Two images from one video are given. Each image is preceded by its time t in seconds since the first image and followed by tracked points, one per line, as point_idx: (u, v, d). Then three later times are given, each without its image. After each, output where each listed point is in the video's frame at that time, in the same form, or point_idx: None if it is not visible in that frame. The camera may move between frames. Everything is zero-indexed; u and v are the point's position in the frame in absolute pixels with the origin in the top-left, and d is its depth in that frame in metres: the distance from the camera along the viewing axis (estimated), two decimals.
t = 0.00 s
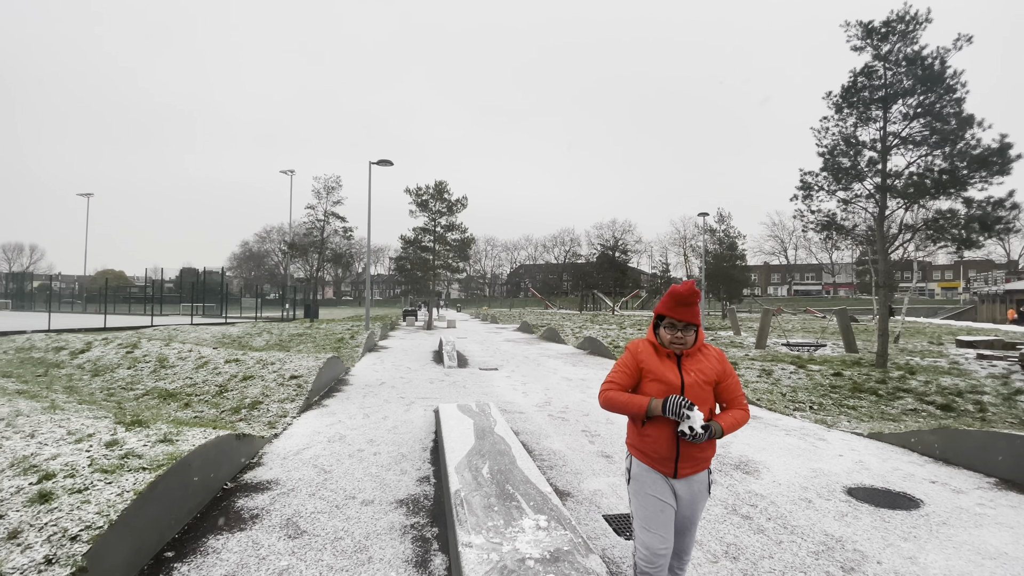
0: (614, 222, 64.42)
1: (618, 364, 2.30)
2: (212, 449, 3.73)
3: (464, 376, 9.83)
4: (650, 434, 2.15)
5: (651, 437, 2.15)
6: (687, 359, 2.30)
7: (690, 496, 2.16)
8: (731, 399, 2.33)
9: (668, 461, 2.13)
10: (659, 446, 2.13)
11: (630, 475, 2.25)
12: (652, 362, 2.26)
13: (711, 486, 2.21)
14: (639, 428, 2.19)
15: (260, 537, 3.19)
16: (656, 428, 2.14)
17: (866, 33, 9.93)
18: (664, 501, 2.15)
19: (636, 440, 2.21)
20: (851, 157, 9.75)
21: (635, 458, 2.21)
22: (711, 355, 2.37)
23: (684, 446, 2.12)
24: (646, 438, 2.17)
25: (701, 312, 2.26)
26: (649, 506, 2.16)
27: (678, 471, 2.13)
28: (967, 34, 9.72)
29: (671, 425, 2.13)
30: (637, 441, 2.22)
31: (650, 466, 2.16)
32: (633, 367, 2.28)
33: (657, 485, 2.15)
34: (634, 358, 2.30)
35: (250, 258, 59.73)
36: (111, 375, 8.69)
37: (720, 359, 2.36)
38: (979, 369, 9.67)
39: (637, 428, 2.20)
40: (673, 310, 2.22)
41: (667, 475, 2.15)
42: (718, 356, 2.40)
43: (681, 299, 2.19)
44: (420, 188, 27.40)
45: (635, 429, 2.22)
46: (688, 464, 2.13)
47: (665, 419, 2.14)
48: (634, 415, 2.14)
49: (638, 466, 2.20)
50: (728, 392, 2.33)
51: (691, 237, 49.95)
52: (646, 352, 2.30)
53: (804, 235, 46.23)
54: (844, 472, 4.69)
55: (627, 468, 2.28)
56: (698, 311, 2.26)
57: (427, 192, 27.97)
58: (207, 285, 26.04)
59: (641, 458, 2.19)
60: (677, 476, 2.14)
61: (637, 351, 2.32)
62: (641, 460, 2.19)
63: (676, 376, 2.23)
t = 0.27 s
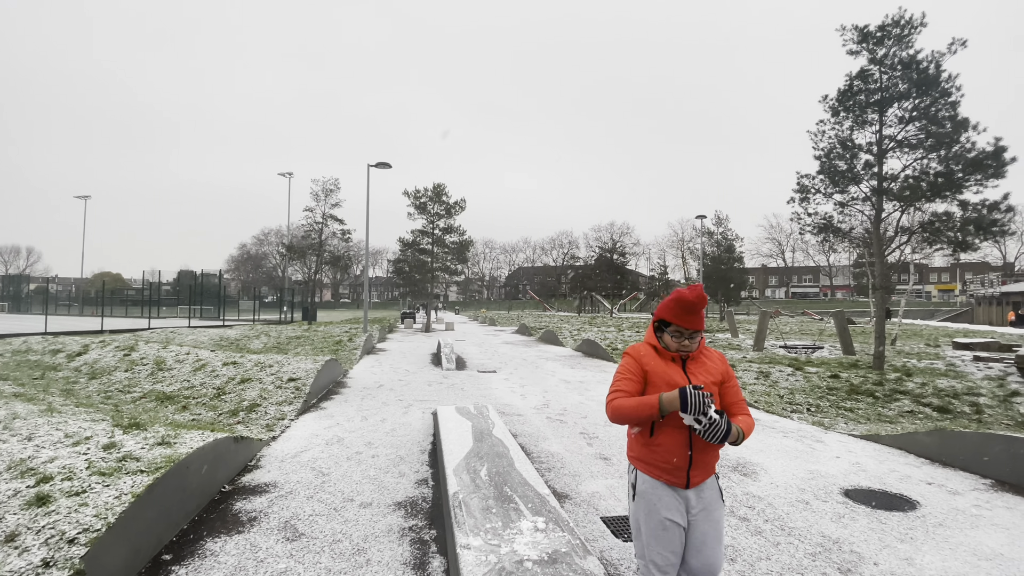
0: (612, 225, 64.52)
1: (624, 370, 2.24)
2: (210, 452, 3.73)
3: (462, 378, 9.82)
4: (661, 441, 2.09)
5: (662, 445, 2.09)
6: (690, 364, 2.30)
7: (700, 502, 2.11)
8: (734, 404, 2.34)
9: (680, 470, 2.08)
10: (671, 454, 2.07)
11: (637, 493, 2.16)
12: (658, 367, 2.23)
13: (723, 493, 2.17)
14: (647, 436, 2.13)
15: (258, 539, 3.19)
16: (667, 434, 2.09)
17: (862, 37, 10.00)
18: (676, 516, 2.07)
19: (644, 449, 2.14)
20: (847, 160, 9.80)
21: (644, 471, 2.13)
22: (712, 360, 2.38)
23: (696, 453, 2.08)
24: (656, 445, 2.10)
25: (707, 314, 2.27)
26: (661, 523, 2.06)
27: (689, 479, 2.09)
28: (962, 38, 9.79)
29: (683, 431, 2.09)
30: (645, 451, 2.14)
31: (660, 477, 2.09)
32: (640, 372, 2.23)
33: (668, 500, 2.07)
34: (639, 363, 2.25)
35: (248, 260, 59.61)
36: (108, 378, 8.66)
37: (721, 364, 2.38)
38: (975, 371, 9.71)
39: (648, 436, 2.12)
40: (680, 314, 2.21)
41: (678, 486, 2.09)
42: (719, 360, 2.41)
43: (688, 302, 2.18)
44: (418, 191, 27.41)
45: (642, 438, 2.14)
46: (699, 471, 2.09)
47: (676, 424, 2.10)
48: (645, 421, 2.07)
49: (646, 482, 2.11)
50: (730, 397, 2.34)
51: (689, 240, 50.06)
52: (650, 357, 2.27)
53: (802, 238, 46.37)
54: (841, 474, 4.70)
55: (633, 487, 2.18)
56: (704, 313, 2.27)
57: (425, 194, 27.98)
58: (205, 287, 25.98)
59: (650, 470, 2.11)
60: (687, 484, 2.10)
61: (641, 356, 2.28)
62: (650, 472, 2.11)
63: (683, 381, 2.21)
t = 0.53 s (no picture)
0: (608, 226, 64.72)
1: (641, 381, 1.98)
2: (204, 454, 3.71)
3: (458, 379, 9.83)
4: (684, 456, 1.88)
5: (685, 461, 1.88)
6: (710, 371, 2.08)
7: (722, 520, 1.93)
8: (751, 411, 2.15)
9: (701, 486, 1.88)
10: (695, 470, 1.87)
11: (650, 508, 2.00)
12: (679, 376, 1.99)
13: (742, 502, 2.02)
14: (668, 451, 1.91)
15: (253, 541, 3.19)
16: (690, 449, 1.88)
17: (855, 40, 10.08)
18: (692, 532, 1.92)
19: (662, 464, 1.93)
20: (840, 162, 9.87)
21: (659, 486, 1.95)
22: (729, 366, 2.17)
23: (720, 468, 1.88)
24: (677, 462, 1.89)
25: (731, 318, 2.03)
26: (672, 539, 1.93)
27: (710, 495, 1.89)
28: (953, 42, 9.89)
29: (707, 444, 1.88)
30: (663, 465, 1.93)
31: (678, 494, 1.90)
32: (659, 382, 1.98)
33: (683, 516, 1.91)
34: (659, 373, 1.99)
35: (244, 261, 59.42)
36: (102, 380, 8.62)
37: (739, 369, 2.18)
38: (966, 371, 9.82)
39: (669, 450, 1.90)
40: (707, 320, 1.93)
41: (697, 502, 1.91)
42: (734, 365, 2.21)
43: (718, 309, 1.90)
44: (413, 192, 27.42)
45: (662, 452, 1.92)
46: (721, 485, 1.91)
47: (701, 437, 1.89)
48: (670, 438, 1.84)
49: (661, 498, 1.94)
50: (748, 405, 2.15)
51: (685, 241, 50.27)
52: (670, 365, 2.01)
53: (796, 239, 46.66)
54: (833, 473, 4.75)
55: (646, 500, 2.02)
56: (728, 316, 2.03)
57: (421, 195, 27.99)
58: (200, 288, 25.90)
59: (667, 487, 1.92)
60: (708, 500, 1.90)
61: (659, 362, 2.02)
62: (667, 488, 1.92)
63: (703, 391, 1.98)
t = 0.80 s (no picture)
0: (601, 226, 64.95)
1: (667, 387, 1.91)
2: (194, 455, 3.70)
3: (450, 379, 9.83)
4: (716, 467, 1.79)
5: (719, 472, 1.79)
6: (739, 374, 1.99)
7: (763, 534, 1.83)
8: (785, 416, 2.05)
9: (740, 498, 1.78)
10: (731, 482, 1.77)
11: (686, 530, 1.88)
12: (707, 381, 1.90)
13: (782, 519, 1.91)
14: (699, 462, 1.82)
15: (242, 541, 3.19)
16: (724, 460, 1.79)
17: (843, 43, 10.20)
18: (735, 552, 1.79)
19: (694, 477, 1.84)
20: (828, 164, 9.99)
21: (696, 503, 1.84)
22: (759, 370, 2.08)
23: (757, 476, 1.78)
24: (712, 473, 1.79)
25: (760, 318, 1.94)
26: (715, 565, 1.78)
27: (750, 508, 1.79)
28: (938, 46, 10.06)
29: (742, 453, 1.78)
30: (696, 477, 1.84)
31: (717, 509, 1.80)
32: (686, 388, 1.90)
33: (725, 535, 1.79)
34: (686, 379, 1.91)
35: (234, 261, 58.92)
36: (90, 381, 8.53)
37: (769, 370, 2.08)
38: (951, 370, 9.98)
39: (702, 460, 1.80)
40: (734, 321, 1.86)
41: (738, 516, 1.80)
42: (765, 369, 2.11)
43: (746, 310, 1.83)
44: (406, 192, 27.36)
45: (693, 464, 1.83)
46: (759, 495, 1.81)
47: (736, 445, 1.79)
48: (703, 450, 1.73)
49: (699, 516, 1.83)
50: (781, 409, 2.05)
51: (677, 241, 50.59)
52: (698, 369, 1.93)
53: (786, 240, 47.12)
54: (820, 471, 4.82)
55: (680, 522, 1.90)
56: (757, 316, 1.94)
57: (413, 195, 27.94)
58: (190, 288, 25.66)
59: (704, 503, 1.82)
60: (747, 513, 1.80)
61: (685, 367, 1.94)
62: (705, 503, 1.81)
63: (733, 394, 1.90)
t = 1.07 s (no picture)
0: (589, 226, 65.27)
1: (676, 387, 1.86)
2: (174, 455, 3.67)
3: (437, 379, 9.84)
4: (731, 472, 1.74)
5: (733, 476, 1.74)
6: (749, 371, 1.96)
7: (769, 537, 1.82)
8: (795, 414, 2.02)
9: (752, 503, 1.75)
10: (744, 487, 1.74)
11: (698, 535, 1.82)
12: (717, 380, 1.85)
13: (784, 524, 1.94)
14: (711, 467, 1.76)
15: (223, 541, 3.17)
16: (738, 463, 1.74)
17: (823, 48, 10.41)
18: (747, 558, 1.75)
19: (705, 482, 1.78)
20: (809, 166, 10.19)
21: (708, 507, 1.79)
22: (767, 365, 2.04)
23: (770, 479, 1.75)
24: (725, 478, 1.74)
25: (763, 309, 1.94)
26: (729, 572, 1.73)
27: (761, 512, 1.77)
28: (915, 51, 10.31)
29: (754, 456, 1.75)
30: (708, 482, 1.79)
31: (730, 514, 1.77)
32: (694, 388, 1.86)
33: (738, 540, 1.76)
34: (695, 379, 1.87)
35: (219, 261, 58.06)
36: (69, 381, 8.39)
37: (781, 367, 2.05)
38: (928, 368, 10.24)
39: (715, 465, 1.76)
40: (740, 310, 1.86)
41: (749, 521, 1.78)
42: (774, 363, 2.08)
43: (751, 296, 1.84)
44: (393, 191, 27.23)
45: (704, 468, 1.79)
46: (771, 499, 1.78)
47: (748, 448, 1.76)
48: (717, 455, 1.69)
49: (712, 520, 1.78)
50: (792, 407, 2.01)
51: (663, 242, 51.05)
52: (706, 369, 1.89)
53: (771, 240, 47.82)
54: (798, 466, 4.93)
55: (692, 526, 1.84)
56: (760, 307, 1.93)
57: (401, 195, 27.83)
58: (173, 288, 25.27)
59: (717, 507, 1.77)
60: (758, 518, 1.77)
61: (694, 367, 1.90)
62: (718, 509, 1.77)
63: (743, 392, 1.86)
